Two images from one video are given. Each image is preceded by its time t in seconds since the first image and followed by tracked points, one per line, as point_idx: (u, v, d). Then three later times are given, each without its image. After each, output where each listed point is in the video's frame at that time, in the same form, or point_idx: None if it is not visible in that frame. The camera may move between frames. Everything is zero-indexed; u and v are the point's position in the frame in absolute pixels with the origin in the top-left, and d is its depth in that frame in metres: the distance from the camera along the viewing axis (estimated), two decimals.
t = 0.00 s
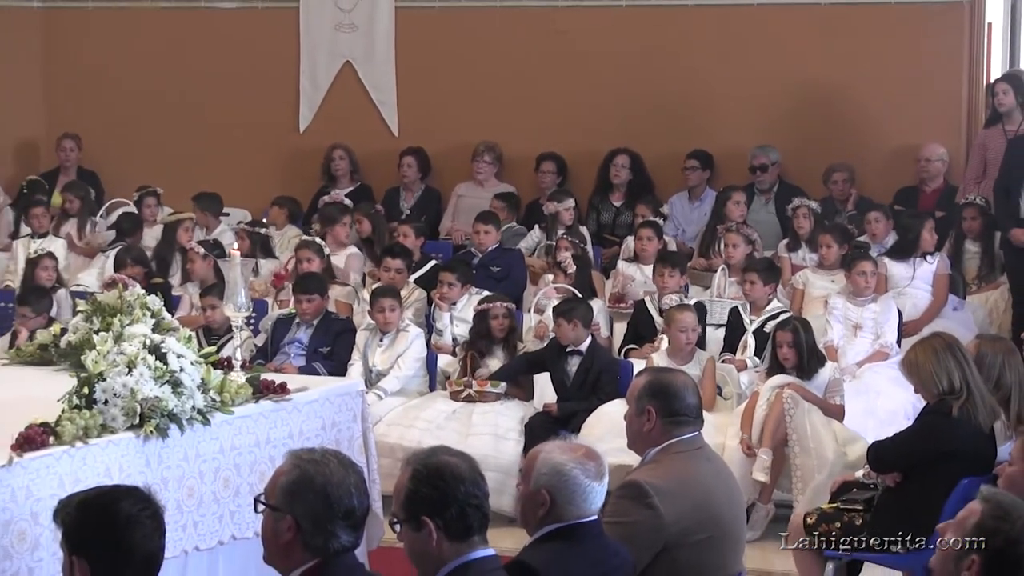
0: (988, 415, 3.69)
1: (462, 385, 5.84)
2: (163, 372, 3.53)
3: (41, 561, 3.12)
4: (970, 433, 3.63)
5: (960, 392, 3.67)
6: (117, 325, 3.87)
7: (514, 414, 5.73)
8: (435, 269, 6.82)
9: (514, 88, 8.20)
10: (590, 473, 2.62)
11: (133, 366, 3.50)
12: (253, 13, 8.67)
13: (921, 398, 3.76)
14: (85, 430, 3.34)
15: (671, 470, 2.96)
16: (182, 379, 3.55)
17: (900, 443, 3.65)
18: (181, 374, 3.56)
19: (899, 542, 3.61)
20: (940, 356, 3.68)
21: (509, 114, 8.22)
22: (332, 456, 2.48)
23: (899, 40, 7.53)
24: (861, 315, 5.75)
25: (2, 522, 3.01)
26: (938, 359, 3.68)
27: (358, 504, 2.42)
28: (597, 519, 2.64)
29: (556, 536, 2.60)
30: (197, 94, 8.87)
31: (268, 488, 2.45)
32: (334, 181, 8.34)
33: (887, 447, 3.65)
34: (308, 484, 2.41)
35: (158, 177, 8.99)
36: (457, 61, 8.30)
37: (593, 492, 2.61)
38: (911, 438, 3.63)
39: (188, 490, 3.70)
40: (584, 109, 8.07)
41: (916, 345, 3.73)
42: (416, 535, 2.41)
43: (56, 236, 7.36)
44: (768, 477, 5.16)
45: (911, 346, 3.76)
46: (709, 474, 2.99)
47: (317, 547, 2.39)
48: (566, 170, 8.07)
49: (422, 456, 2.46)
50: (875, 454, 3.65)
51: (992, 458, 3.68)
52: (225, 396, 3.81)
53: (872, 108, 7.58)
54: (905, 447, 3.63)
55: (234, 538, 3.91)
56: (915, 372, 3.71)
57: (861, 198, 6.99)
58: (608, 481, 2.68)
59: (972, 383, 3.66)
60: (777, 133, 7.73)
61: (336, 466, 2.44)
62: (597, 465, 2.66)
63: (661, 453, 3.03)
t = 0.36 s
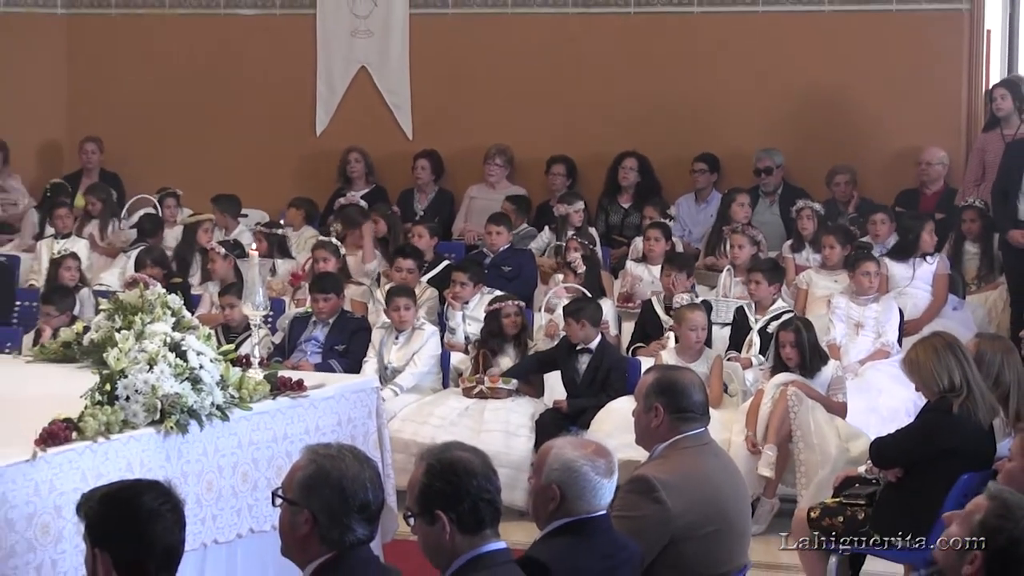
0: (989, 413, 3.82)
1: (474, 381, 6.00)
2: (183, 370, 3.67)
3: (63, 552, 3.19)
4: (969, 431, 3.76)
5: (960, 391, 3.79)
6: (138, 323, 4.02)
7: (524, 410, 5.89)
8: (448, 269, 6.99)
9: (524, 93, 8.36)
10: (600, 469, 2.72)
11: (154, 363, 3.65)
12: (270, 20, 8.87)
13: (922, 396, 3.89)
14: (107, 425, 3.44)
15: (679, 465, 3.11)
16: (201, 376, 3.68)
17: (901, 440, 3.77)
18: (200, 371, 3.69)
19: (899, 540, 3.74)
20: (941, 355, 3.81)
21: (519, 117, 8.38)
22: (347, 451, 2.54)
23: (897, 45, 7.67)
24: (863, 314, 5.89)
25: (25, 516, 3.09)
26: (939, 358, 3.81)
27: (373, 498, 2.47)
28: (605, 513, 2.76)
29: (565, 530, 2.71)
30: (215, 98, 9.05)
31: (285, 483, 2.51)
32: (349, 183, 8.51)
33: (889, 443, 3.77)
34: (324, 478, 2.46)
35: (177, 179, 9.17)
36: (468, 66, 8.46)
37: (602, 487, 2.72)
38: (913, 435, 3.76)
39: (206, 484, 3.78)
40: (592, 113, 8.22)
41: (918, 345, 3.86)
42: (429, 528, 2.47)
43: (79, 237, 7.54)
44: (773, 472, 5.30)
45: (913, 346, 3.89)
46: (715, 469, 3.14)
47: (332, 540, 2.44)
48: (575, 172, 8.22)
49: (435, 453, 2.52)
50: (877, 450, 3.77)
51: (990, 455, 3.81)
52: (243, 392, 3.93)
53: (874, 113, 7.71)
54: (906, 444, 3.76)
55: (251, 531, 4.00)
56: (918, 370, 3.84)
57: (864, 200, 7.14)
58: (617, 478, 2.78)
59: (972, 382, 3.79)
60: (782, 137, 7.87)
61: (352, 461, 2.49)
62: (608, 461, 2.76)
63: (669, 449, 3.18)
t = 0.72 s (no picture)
0: (986, 412, 3.95)
1: (485, 379, 6.15)
2: (202, 368, 3.80)
3: (85, 546, 3.36)
4: (967, 430, 3.90)
5: (959, 390, 3.92)
6: (158, 323, 4.16)
7: (533, 408, 6.03)
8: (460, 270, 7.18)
9: (533, 98, 8.51)
10: (607, 465, 2.85)
11: (174, 362, 3.78)
12: (286, 28, 9.04)
13: (921, 395, 4.02)
14: (128, 423, 3.58)
15: (685, 461, 3.26)
16: (219, 374, 3.81)
17: (902, 438, 3.90)
18: (218, 369, 3.82)
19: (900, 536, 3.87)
20: (940, 356, 3.93)
21: (528, 122, 8.53)
22: (361, 448, 2.69)
23: (899, 53, 7.80)
24: (864, 315, 6.05)
25: (48, 511, 3.24)
26: (938, 358, 3.94)
27: (387, 494, 2.62)
28: (613, 509, 2.88)
29: (575, 525, 2.85)
30: (232, 103, 9.22)
31: (302, 479, 2.65)
32: (363, 187, 8.69)
33: (890, 441, 3.90)
34: (340, 475, 2.61)
35: (194, 181, 9.36)
36: (479, 73, 8.61)
37: (611, 484, 2.84)
38: (912, 433, 3.89)
39: (224, 480, 3.94)
40: (600, 118, 8.38)
41: (918, 345, 3.98)
42: (442, 523, 2.61)
43: (101, 239, 7.75)
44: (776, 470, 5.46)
45: (913, 346, 4.02)
46: (720, 465, 3.28)
47: (349, 534, 2.59)
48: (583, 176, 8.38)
49: (448, 449, 2.66)
50: (878, 448, 3.90)
51: (987, 453, 3.95)
52: (260, 391, 4.09)
53: (877, 119, 7.85)
54: (906, 442, 3.89)
55: (268, 525, 4.17)
56: (918, 370, 3.96)
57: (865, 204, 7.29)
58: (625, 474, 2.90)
59: (970, 381, 3.92)
60: (786, 142, 8.02)
61: (366, 458, 2.64)
62: (615, 458, 2.88)
63: (675, 445, 3.32)
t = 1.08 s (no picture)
0: (985, 411, 4.08)
1: (496, 377, 6.28)
2: (220, 367, 3.97)
3: (107, 539, 3.53)
4: (967, 427, 4.03)
5: (959, 388, 4.06)
6: (177, 324, 4.31)
7: (543, 405, 6.18)
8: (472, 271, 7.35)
9: (543, 103, 8.67)
10: (615, 460, 2.99)
11: (193, 361, 3.95)
12: (301, 36, 9.22)
13: (923, 394, 4.15)
14: (148, 420, 3.75)
15: (692, 458, 3.40)
16: (237, 373, 3.97)
17: (904, 435, 4.04)
18: (236, 368, 3.98)
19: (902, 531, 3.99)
20: (941, 355, 4.08)
21: (538, 127, 8.69)
22: (374, 444, 2.85)
23: (902, 60, 7.93)
24: (866, 317, 6.18)
25: (71, 506, 3.41)
26: (939, 357, 4.08)
27: (397, 490, 2.77)
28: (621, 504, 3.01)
29: (583, 520, 2.98)
30: (249, 109, 9.39)
31: (317, 475, 2.82)
32: (377, 191, 8.87)
33: (892, 437, 4.04)
34: (352, 470, 2.77)
35: (211, 183, 9.54)
36: (489, 78, 8.77)
37: (619, 479, 2.98)
38: (914, 430, 4.03)
39: (242, 476, 4.10)
40: (608, 123, 8.52)
41: (919, 345, 4.13)
42: (454, 518, 2.75)
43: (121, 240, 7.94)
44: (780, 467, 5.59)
45: (914, 346, 4.16)
46: (726, 461, 3.43)
47: (361, 529, 2.74)
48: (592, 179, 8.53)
49: (460, 447, 2.82)
50: (881, 444, 4.04)
51: (987, 451, 4.07)
52: (277, 389, 4.24)
53: (880, 124, 7.98)
54: (909, 438, 4.02)
55: (285, 520, 4.33)
56: (920, 368, 4.11)
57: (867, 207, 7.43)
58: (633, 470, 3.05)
59: (970, 380, 4.06)
60: (790, 147, 8.15)
61: (377, 454, 2.80)
62: (623, 454, 3.03)
63: (681, 442, 3.48)
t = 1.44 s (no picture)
0: (988, 407, 4.21)
1: (509, 374, 6.47)
2: (242, 364, 4.11)
3: (132, 532, 3.70)
4: (970, 423, 4.15)
5: (962, 385, 4.19)
6: (200, 322, 4.44)
7: (555, 403, 6.35)
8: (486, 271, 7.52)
9: (556, 106, 8.82)
10: (627, 455, 3.13)
11: (215, 358, 4.08)
12: (319, 41, 9.39)
13: (928, 392, 4.29)
14: (172, 416, 3.90)
15: (701, 454, 3.55)
16: (258, 370, 4.13)
17: (909, 431, 4.18)
18: (257, 365, 4.14)
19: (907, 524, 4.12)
20: (944, 353, 4.21)
21: (551, 129, 8.84)
22: (392, 439, 3.01)
23: (910, 65, 8.05)
24: (872, 315, 6.32)
25: (97, 499, 3.59)
26: (942, 356, 4.22)
27: (414, 484, 2.93)
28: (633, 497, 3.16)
29: (596, 514, 3.13)
30: (268, 111, 9.58)
31: (338, 468, 2.98)
32: (393, 193, 9.04)
33: (897, 434, 4.18)
34: (370, 464, 2.93)
35: (231, 184, 9.73)
36: (503, 82, 8.93)
37: (631, 473, 3.13)
38: (918, 426, 4.17)
39: (263, 470, 4.28)
40: (620, 126, 8.67)
41: (923, 344, 4.27)
42: (471, 512, 2.89)
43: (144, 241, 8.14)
44: (785, 462, 5.74)
45: (919, 346, 4.31)
46: (734, 457, 3.58)
47: (379, 521, 2.90)
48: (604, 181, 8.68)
49: (475, 442, 2.96)
50: (886, 440, 4.19)
51: (991, 447, 4.20)
52: (296, 385, 4.41)
53: (886, 127, 8.10)
54: (913, 434, 4.17)
55: (304, 513, 4.50)
56: (924, 367, 4.25)
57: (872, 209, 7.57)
58: (644, 464, 3.18)
59: (972, 377, 4.19)
60: (798, 149, 8.28)
61: (394, 449, 2.96)
62: (635, 449, 3.17)
63: (691, 438, 3.62)
